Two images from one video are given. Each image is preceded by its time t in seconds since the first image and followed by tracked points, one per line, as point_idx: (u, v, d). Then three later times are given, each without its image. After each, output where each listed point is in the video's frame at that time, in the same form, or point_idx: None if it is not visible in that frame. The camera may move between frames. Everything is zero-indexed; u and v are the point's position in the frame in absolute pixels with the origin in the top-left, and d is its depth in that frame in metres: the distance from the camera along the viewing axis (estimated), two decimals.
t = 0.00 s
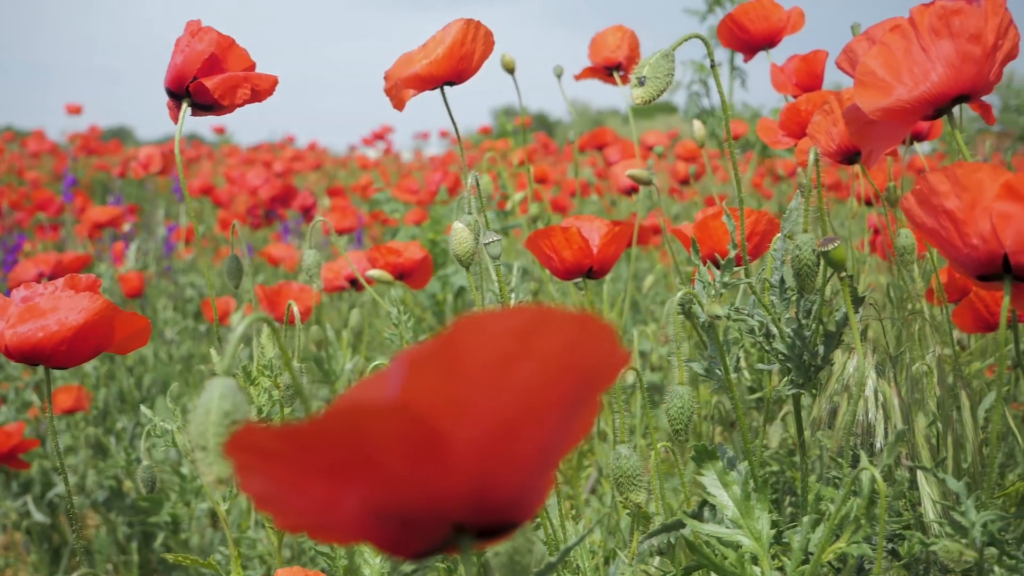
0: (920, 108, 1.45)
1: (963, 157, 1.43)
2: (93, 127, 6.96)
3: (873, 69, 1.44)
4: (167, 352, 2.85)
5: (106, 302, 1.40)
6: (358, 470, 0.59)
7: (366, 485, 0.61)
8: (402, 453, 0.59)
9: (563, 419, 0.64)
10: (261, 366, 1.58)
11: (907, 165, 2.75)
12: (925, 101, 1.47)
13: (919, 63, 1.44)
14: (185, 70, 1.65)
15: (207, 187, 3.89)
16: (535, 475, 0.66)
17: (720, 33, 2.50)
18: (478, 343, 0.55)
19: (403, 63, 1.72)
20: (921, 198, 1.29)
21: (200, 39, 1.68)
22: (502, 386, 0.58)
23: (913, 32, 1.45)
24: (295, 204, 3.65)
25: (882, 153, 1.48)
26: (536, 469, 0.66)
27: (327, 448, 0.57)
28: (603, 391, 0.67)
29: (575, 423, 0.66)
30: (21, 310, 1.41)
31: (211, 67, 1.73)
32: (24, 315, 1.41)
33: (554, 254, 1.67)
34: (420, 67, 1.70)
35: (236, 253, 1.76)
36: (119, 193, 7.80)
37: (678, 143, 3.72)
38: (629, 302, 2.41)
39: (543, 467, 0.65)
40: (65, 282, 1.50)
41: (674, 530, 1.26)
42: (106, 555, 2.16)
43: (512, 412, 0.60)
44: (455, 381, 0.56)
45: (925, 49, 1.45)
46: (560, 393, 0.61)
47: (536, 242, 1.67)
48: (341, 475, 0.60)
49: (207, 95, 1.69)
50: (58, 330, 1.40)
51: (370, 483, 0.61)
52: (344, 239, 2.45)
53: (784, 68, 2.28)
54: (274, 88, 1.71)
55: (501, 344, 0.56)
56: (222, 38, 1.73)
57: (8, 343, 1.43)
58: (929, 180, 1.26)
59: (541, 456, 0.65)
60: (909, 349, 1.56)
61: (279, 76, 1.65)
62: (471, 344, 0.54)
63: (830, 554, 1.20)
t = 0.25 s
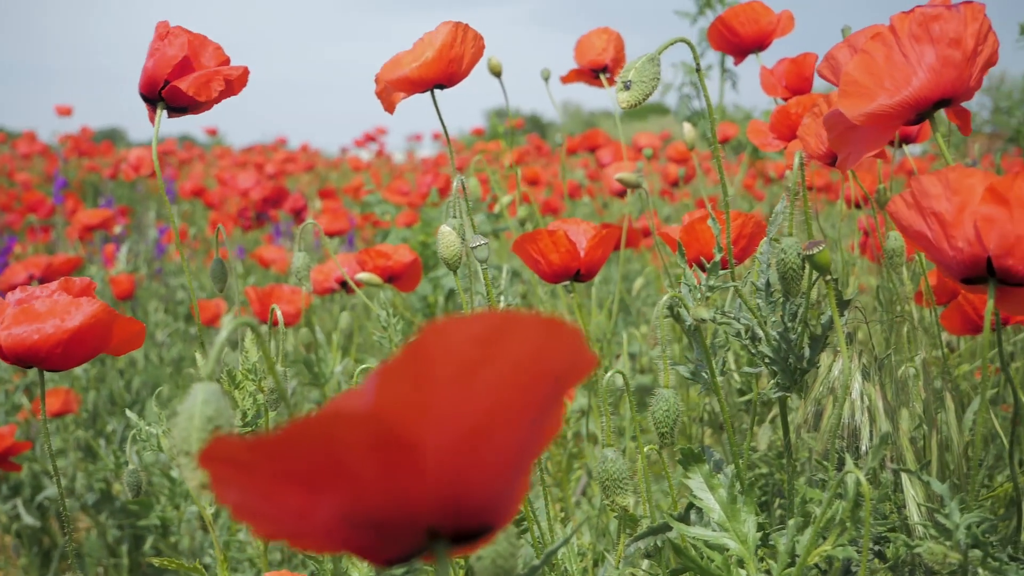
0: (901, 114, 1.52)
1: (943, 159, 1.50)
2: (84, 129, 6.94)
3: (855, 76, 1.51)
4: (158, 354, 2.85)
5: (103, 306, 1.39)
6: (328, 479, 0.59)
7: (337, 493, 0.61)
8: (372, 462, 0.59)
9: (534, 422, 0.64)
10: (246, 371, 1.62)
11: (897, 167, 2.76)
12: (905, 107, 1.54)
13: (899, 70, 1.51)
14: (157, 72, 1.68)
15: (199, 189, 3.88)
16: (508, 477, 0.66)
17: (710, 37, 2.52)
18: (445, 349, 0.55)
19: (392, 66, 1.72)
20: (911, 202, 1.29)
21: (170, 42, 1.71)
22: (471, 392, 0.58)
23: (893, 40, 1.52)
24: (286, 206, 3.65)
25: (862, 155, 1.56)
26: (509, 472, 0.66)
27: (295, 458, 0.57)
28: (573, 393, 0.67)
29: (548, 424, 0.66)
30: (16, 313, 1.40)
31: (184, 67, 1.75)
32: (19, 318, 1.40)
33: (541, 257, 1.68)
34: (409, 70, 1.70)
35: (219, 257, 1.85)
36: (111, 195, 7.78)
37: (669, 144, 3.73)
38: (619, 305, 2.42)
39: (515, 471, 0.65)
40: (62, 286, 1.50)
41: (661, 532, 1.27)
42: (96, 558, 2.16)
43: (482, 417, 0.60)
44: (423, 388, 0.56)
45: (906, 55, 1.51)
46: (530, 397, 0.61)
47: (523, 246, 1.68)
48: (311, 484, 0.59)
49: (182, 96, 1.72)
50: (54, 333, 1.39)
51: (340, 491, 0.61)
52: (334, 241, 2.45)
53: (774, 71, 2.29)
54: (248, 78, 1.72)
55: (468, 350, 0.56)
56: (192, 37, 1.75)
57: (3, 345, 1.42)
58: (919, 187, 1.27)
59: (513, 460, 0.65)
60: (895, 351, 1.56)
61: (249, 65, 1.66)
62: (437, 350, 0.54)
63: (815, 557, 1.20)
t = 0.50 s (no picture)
0: (888, 118, 1.54)
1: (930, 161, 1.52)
2: (76, 130, 6.93)
3: (842, 80, 1.53)
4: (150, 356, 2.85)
5: (93, 303, 1.38)
6: (314, 483, 0.59)
7: (323, 497, 0.61)
8: (359, 465, 0.59)
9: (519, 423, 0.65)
10: (233, 374, 1.65)
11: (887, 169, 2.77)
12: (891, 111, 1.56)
13: (885, 74, 1.53)
14: (139, 78, 1.71)
15: (192, 191, 3.88)
16: (494, 479, 0.67)
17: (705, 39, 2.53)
18: (433, 351, 0.56)
19: (382, 67, 1.72)
20: (901, 204, 1.31)
21: (152, 48, 1.72)
22: (457, 394, 0.58)
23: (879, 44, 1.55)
24: (279, 208, 3.66)
25: (853, 159, 1.56)
26: (494, 474, 0.67)
27: (282, 463, 0.57)
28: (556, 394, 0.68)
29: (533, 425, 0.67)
30: (13, 314, 1.40)
31: (166, 71, 1.76)
32: (16, 319, 1.40)
33: (530, 260, 1.71)
34: (400, 72, 1.70)
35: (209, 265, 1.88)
36: (105, 196, 7.76)
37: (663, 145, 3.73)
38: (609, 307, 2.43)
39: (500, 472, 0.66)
40: (59, 287, 1.50)
41: (649, 534, 1.27)
42: (88, 560, 2.16)
43: (468, 419, 0.60)
44: (410, 391, 0.57)
45: (892, 60, 1.54)
46: (515, 399, 0.62)
47: (513, 249, 1.69)
48: (297, 489, 0.60)
49: (164, 101, 1.75)
50: (51, 333, 1.38)
51: (326, 495, 0.61)
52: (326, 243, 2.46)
53: (767, 73, 2.30)
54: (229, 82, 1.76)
55: (455, 353, 0.57)
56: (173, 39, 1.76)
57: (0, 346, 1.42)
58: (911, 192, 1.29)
59: (498, 462, 0.66)
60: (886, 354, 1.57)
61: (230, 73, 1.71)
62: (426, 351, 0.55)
63: (803, 559, 1.21)
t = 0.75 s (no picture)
0: (872, 122, 1.55)
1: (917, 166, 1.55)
2: (68, 131, 6.91)
3: (827, 85, 1.54)
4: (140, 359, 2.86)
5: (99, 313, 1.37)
6: (300, 487, 0.60)
7: (308, 501, 0.61)
8: (345, 468, 0.60)
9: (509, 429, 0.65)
10: (219, 379, 1.69)
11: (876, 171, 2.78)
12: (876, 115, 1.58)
13: (871, 78, 1.54)
14: (124, 81, 1.71)
15: (183, 193, 3.88)
16: (482, 485, 0.67)
17: (700, 39, 2.54)
18: (422, 354, 0.56)
19: (369, 71, 1.72)
20: (887, 208, 1.33)
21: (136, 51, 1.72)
22: (447, 399, 0.59)
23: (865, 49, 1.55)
24: (270, 210, 3.65)
25: (841, 163, 1.60)
26: (482, 480, 0.67)
27: (270, 465, 0.57)
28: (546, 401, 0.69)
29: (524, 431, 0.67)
30: (10, 317, 1.39)
31: (150, 74, 1.76)
32: (14, 322, 1.39)
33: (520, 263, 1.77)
34: (387, 76, 1.70)
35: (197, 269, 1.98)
36: (97, 198, 7.73)
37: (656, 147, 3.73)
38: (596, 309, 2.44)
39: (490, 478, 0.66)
40: (57, 291, 1.49)
41: (635, 537, 1.28)
42: (78, 563, 2.16)
43: (456, 424, 0.61)
44: (398, 394, 0.57)
45: (877, 64, 1.55)
46: (505, 405, 0.63)
47: (502, 252, 1.75)
48: (284, 491, 0.60)
49: (150, 105, 1.75)
50: (49, 337, 1.37)
51: (312, 498, 0.61)
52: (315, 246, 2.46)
53: (760, 75, 2.29)
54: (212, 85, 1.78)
55: (445, 357, 0.57)
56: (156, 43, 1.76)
57: None
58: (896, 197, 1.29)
59: (488, 467, 0.66)
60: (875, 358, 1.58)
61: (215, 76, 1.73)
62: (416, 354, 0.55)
63: (788, 563, 1.21)
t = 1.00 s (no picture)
0: (861, 124, 1.56)
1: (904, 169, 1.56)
2: (61, 133, 6.91)
3: (817, 87, 1.55)
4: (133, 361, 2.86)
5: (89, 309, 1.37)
6: (292, 487, 0.60)
7: (299, 501, 0.62)
8: (337, 469, 0.60)
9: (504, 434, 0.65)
10: (210, 382, 1.71)
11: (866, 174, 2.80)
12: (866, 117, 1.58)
13: (860, 81, 1.55)
14: (116, 82, 1.71)
15: (177, 195, 3.88)
16: (474, 491, 0.67)
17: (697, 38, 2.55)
18: (418, 358, 0.57)
19: (357, 75, 1.73)
20: (873, 212, 1.33)
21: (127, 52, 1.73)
22: (441, 404, 0.59)
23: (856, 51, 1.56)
24: (263, 212, 3.66)
25: (832, 164, 1.62)
26: (474, 486, 0.67)
27: (262, 464, 0.58)
28: (542, 408, 0.69)
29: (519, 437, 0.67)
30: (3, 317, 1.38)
31: (142, 76, 1.77)
32: (7, 322, 1.38)
33: (509, 264, 1.80)
34: (375, 79, 1.72)
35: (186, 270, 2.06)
36: (90, 199, 7.72)
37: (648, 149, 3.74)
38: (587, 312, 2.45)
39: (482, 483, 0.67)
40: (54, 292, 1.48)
41: (623, 539, 1.28)
42: (70, 565, 2.17)
43: (450, 429, 0.61)
44: (393, 398, 0.57)
45: (868, 66, 1.55)
46: (499, 410, 0.63)
47: (491, 256, 1.78)
48: (276, 491, 0.61)
49: (142, 106, 1.75)
50: (41, 337, 1.36)
51: (303, 498, 0.62)
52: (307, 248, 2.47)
53: (756, 76, 2.29)
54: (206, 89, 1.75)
55: (440, 362, 0.58)
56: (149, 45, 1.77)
57: None
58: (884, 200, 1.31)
59: (481, 473, 0.66)
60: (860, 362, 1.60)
61: (208, 79, 1.71)
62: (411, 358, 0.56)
63: (776, 565, 1.21)
